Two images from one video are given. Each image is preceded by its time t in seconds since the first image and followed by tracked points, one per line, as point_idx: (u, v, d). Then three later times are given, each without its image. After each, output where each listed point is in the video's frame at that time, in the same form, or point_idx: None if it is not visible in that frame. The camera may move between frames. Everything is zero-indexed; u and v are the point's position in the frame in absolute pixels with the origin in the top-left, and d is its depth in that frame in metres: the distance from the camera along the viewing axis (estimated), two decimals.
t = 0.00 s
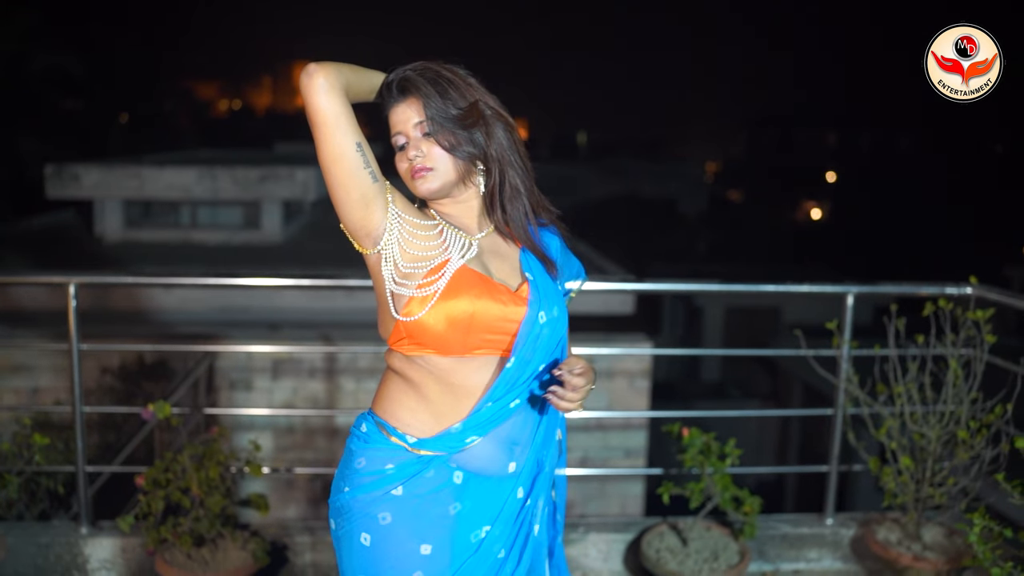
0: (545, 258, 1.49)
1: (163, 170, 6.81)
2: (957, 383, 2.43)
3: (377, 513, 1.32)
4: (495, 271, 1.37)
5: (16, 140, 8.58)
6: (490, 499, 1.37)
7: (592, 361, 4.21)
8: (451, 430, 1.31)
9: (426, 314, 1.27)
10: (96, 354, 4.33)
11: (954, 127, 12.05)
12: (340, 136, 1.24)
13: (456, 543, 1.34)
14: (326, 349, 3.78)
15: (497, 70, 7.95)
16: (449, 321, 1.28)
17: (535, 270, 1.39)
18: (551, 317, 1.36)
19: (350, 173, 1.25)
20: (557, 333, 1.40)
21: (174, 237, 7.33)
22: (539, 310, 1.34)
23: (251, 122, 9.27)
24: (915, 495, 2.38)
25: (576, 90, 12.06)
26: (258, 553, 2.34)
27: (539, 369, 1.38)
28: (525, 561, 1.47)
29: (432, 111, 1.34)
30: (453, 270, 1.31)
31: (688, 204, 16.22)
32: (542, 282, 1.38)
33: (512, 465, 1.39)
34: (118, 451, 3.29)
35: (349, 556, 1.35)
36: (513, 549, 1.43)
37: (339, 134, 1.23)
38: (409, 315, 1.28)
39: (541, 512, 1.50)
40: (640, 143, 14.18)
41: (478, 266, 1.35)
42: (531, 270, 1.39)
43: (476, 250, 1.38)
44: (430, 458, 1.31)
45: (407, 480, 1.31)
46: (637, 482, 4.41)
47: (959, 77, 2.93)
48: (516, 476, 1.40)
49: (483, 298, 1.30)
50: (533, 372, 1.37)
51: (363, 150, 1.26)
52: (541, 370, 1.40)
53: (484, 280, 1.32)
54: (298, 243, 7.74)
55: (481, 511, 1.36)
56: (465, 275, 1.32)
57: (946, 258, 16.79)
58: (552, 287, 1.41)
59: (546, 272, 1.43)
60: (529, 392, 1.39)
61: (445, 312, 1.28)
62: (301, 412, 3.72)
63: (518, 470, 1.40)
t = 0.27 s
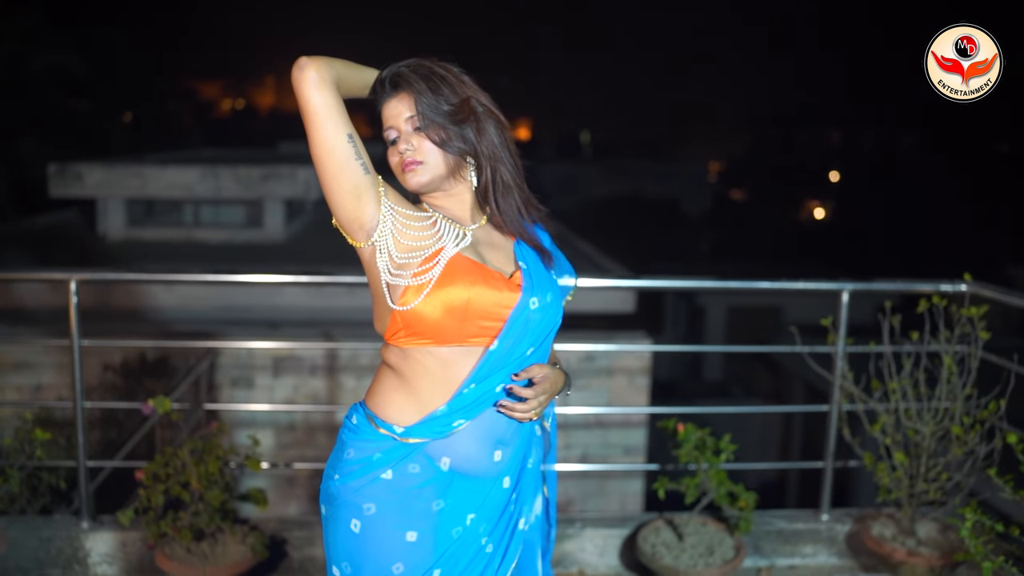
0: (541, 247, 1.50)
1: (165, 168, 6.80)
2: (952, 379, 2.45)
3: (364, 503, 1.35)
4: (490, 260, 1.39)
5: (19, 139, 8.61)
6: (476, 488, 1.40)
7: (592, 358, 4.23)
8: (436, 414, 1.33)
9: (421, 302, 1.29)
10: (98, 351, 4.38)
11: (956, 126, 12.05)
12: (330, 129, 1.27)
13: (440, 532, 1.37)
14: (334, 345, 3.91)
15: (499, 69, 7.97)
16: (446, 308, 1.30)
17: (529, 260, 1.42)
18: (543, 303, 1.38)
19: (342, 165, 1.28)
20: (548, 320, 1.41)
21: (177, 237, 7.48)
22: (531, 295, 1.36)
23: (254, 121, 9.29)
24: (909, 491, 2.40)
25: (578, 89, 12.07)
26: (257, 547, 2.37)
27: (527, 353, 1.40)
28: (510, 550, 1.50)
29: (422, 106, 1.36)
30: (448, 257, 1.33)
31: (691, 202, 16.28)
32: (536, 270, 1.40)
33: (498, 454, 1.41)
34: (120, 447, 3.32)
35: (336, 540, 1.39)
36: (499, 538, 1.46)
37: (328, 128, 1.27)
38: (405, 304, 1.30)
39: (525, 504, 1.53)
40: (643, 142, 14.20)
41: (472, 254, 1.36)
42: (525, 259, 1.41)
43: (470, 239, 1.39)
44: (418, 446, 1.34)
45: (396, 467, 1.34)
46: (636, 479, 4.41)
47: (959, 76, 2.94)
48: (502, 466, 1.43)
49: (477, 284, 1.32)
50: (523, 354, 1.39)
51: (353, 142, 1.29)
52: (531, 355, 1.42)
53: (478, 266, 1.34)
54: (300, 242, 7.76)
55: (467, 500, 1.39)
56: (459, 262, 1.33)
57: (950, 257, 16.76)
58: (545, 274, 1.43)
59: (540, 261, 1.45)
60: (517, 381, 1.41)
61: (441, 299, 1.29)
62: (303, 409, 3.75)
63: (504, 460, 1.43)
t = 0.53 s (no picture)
0: (536, 239, 1.51)
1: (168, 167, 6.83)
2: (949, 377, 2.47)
3: (354, 490, 1.38)
4: (484, 252, 1.40)
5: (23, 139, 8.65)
6: (465, 478, 1.41)
7: (593, 356, 4.25)
8: (425, 404, 1.35)
9: (413, 294, 1.31)
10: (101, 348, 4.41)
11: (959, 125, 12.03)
12: (327, 118, 1.30)
13: (429, 522, 1.39)
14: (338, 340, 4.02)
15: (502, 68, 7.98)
16: (437, 299, 1.31)
17: (523, 251, 1.43)
18: (535, 294, 1.39)
19: (339, 154, 1.30)
20: (541, 312, 1.41)
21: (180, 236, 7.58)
22: (523, 287, 1.37)
23: (257, 120, 9.32)
24: (906, 488, 2.40)
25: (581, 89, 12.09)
26: (257, 543, 2.39)
27: (519, 344, 1.41)
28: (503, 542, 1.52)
29: (416, 98, 1.38)
30: (440, 249, 1.34)
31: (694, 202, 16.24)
32: (529, 262, 1.41)
33: (488, 445, 1.42)
34: (122, 443, 3.35)
35: (330, 527, 1.42)
36: (491, 531, 1.47)
37: (326, 116, 1.30)
38: (397, 296, 1.31)
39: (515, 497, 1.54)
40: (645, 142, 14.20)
41: (464, 245, 1.38)
42: (519, 251, 1.42)
43: (463, 231, 1.41)
44: (408, 435, 1.36)
45: (388, 454, 1.36)
46: (637, 478, 4.43)
47: (959, 77, 2.95)
48: (492, 459, 1.44)
49: (469, 277, 1.33)
50: (513, 345, 1.40)
51: (351, 131, 1.32)
52: (522, 346, 1.42)
53: (468, 259, 1.35)
54: (303, 240, 7.78)
55: (456, 489, 1.41)
56: (451, 254, 1.35)
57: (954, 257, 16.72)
58: (539, 265, 1.44)
59: (535, 253, 1.46)
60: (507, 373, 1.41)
61: (432, 290, 1.31)
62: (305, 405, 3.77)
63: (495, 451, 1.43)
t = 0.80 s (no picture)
0: (533, 233, 1.51)
1: (173, 166, 6.87)
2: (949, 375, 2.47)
3: (355, 479, 1.41)
4: (478, 247, 1.41)
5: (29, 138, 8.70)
6: (461, 468, 1.42)
7: (596, 354, 4.26)
8: (419, 397, 1.37)
9: (404, 287, 1.34)
10: (106, 347, 4.44)
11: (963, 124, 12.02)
12: (332, 108, 1.34)
13: (425, 512, 1.41)
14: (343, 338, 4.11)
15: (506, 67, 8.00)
16: (426, 293, 1.33)
17: (518, 245, 1.43)
18: (529, 286, 1.40)
19: (342, 143, 1.34)
20: (534, 304, 1.42)
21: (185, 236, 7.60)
22: (514, 280, 1.38)
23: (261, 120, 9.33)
24: (906, 486, 2.41)
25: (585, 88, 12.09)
26: (260, 539, 2.40)
27: (510, 335, 1.40)
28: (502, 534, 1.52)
29: (418, 91, 1.40)
30: (431, 244, 1.36)
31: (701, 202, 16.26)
32: (522, 255, 1.42)
33: (483, 437, 1.43)
34: (128, 440, 3.38)
35: (334, 514, 1.46)
36: (489, 522, 1.47)
37: (332, 105, 1.33)
38: (390, 289, 1.35)
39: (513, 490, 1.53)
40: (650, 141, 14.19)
41: (457, 239, 1.39)
42: (514, 245, 1.43)
43: (458, 225, 1.42)
44: (403, 425, 1.38)
45: (384, 445, 1.39)
46: (640, 476, 4.45)
47: (959, 77, 2.96)
48: (487, 450, 1.44)
49: (459, 271, 1.34)
50: (504, 336, 1.39)
51: (355, 120, 1.35)
52: (515, 339, 1.41)
53: (460, 253, 1.37)
54: (308, 239, 7.81)
55: (452, 480, 1.41)
56: (442, 248, 1.37)
57: (959, 257, 16.69)
58: (535, 259, 1.44)
59: (531, 245, 1.46)
60: (501, 363, 1.41)
61: (421, 285, 1.33)
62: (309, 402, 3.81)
63: (490, 444, 1.44)
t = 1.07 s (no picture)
0: (532, 228, 1.51)
1: (180, 166, 6.90)
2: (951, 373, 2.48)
3: (356, 467, 1.44)
4: (476, 243, 1.42)
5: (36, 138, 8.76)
6: (458, 459, 1.43)
7: (599, 353, 4.28)
8: (416, 388, 1.39)
9: (400, 282, 1.36)
10: (112, 344, 4.47)
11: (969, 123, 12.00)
12: (339, 100, 1.37)
13: (423, 501, 1.42)
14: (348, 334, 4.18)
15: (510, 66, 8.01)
16: (420, 287, 1.35)
17: (515, 240, 1.44)
18: (524, 283, 1.40)
19: (347, 134, 1.38)
20: (531, 301, 1.42)
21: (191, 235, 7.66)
22: (510, 277, 1.39)
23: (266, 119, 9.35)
24: (907, 484, 2.42)
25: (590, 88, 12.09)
26: (264, 535, 2.43)
27: (504, 330, 1.40)
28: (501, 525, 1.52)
29: (421, 85, 1.42)
30: (428, 240, 1.38)
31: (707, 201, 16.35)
32: (519, 251, 1.42)
33: (479, 428, 1.43)
34: (133, 436, 3.40)
35: (337, 503, 1.49)
36: (488, 513, 1.47)
37: (338, 96, 1.37)
38: (386, 283, 1.37)
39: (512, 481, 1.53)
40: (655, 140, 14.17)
41: (454, 235, 1.41)
42: (511, 241, 1.43)
43: (456, 221, 1.44)
44: (401, 416, 1.40)
45: (384, 434, 1.41)
46: (644, 474, 4.44)
47: (959, 76, 2.96)
48: (484, 441, 1.44)
49: (453, 269, 1.36)
50: (499, 331, 1.40)
51: (361, 112, 1.39)
52: (511, 333, 1.42)
53: (456, 250, 1.38)
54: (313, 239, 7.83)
55: (449, 470, 1.42)
56: (439, 244, 1.39)
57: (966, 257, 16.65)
58: (532, 254, 1.45)
59: (528, 241, 1.47)
60: (497, 357, 1.42)
61: (416, 280, 1.35)
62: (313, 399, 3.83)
63: (486, 435, 1.44)
